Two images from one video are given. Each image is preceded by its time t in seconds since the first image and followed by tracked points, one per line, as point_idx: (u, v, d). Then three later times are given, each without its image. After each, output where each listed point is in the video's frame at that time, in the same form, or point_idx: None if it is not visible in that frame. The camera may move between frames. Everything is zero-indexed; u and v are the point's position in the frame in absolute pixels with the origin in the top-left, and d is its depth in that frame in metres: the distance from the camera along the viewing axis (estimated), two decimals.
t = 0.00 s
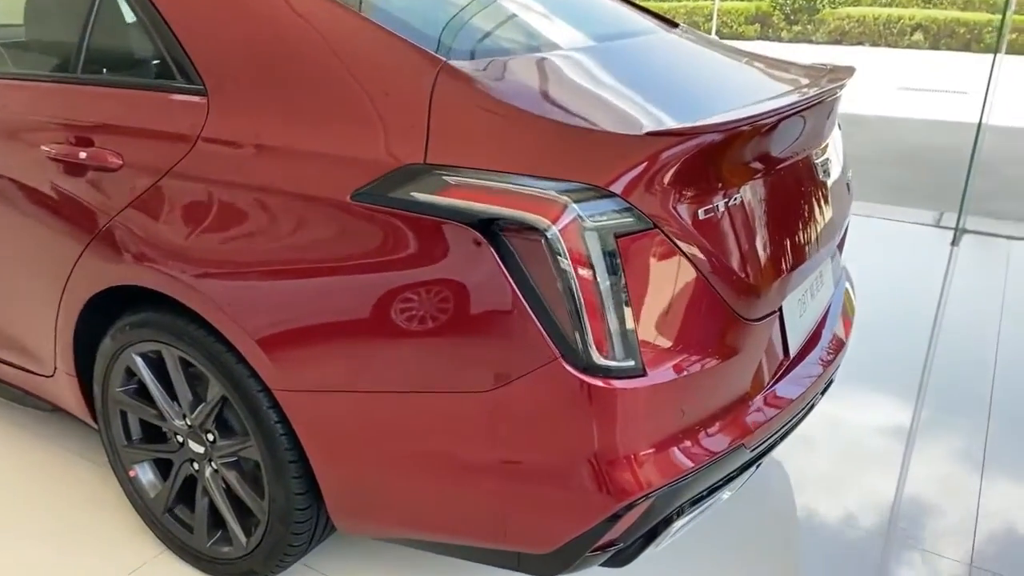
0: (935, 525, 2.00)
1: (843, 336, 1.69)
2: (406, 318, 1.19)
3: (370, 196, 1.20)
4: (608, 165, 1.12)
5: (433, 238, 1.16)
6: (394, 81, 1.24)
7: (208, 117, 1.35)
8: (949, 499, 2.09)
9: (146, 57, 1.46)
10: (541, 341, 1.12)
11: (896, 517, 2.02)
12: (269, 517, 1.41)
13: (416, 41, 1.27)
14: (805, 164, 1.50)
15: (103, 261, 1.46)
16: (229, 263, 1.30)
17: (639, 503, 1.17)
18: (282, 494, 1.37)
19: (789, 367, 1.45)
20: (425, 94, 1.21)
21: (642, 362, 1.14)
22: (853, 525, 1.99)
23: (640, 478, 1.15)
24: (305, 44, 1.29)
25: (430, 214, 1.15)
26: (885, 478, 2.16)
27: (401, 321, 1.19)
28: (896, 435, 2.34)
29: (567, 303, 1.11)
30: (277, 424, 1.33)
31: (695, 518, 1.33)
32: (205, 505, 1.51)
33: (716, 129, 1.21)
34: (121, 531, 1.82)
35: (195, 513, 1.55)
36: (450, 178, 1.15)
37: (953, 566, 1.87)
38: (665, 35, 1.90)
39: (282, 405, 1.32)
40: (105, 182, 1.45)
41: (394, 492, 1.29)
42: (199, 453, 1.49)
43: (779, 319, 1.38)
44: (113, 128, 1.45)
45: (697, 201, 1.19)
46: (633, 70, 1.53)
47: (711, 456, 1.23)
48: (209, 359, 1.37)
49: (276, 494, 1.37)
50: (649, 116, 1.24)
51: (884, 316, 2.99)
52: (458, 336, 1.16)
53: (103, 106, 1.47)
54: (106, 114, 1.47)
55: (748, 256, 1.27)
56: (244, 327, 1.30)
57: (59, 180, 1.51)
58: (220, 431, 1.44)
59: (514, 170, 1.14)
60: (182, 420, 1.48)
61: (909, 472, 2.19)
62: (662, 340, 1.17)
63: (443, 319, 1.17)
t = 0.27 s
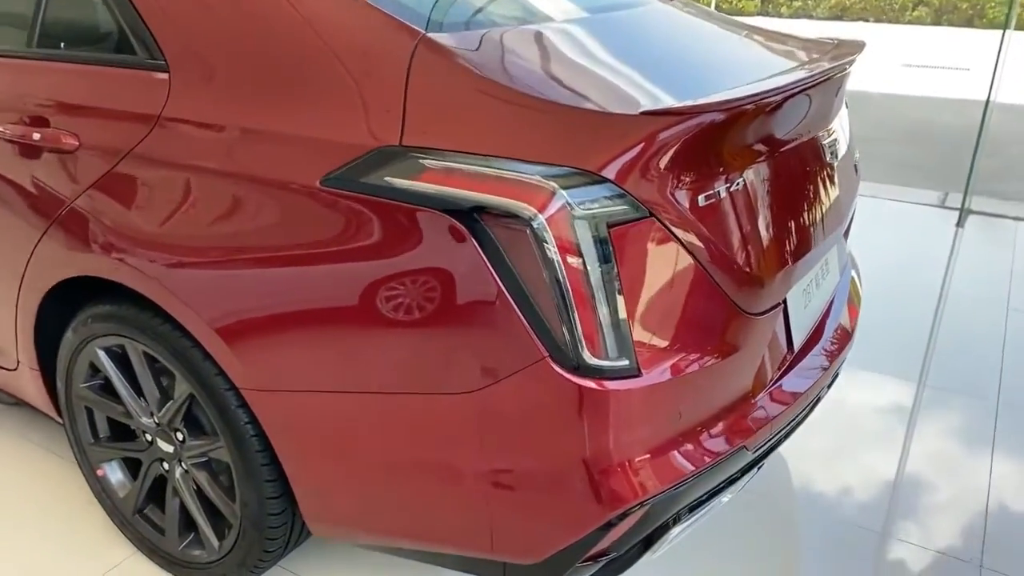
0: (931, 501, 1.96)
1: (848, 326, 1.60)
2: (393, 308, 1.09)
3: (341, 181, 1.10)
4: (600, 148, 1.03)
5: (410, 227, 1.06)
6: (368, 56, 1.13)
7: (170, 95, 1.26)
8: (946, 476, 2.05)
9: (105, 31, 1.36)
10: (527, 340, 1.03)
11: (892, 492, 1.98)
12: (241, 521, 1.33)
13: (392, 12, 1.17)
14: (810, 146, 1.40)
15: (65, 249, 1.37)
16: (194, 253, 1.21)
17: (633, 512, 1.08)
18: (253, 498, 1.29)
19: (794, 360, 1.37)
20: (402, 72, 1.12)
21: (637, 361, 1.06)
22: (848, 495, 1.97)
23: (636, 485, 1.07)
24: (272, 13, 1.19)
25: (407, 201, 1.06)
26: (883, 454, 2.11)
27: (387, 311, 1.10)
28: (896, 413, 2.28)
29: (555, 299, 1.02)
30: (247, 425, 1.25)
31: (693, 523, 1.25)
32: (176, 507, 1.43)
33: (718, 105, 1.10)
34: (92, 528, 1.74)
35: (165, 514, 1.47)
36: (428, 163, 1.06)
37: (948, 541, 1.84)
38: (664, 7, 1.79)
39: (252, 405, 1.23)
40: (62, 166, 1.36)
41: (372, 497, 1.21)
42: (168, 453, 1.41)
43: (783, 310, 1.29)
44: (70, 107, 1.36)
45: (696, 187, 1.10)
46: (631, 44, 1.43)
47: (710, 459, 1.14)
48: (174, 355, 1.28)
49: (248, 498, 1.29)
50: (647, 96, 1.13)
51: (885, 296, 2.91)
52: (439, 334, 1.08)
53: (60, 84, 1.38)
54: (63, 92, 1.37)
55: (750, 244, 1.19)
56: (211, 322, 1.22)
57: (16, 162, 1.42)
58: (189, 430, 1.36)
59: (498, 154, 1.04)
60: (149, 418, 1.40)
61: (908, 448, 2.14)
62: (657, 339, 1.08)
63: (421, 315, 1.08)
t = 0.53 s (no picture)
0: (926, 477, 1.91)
1: (869, 321, 1.48)
2: (383, 302, 0.97)
3: (311, 171, 0.98)
4: (601, 135, 0.91)
5: (388, 223, 0.95)
6: (343, 33, 1.01)
7: (127, 74, 1.14)
8: (942, 454, 1.99)
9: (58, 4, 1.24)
10: (520, 350, 0.92)
11: (891, 473, 1.92)
12: (212, 538, 1.23)
13: None
14: (829, 131, 1.29)
15: (22, 243, 1.26)
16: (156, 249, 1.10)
17: (638, 538, 0.97)
18: (223, 514, 1.19)
19: (811, 363, 1.26)
20: (380, 50, 1.00)
21: (642, 374, 0.95)
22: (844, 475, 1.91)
23: (642, 510, 0.96)
24: None
25: (385, 195, 0.94)
26: (881, 433, 2.05)
27: (379, 308, 0.98)
28: (891, 392, 2.21)
29: (552, 305, 0.91)
30: (215, 437, 1.14)
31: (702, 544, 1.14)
32: (143, 521, 1.33)
33: (735, 85, 0.98)
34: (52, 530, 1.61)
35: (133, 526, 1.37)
36: (409, 151, 0.94)
37: (943, 518, 1.80)
38: None
39: (219, 417, 1.12)
40: (14, 152, 1.24)
41: (350, 516, 1.11)
42: (134, 463, 1.30)
43: (801, 311, 1.19)
44: (22, 88, 1.24)
45: (708, 177, 0.99)
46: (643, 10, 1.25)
47: (722, 477, 1.04)
48: (135, 360, 1.18)
49: (217, 514, 1.19)
50: (652, 72, 0.99)
51: (893, 277, 2.81)
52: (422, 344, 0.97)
53: (12, 63, 1.26)
54: (15, 72, 1.26)
55: (765, 239, 1.08)
56: (174, 325, 1.11)
57: None
58: (154, 440, 1.25)
59: (486, 141, 0.92)
60: (113, 425, 1.29)
61: (903, 426, 2.08)
62: (664, 350, 0.97)
63: (402, 320, 0.97)
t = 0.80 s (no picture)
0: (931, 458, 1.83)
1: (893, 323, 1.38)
2: (374, 306, 0.87)
3: (283, 170, 0.89)
4: (608, 130, 0.81)
5: (369, 230, 0.85)
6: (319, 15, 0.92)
7: (91, 63, 1.05)
8: (944, 434, 1.91)
9: None
10: (516, 372, 0.83)
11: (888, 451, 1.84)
12: (184, 562, 1.14)
13: None
14: (855, 124, 1.18)
15: None
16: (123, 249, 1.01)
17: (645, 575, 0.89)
18: (196, 538, 1.10)
19: (835, 372, 1.18)
20: (359, 33, 0.90)
21: (651, 397, 0.85)
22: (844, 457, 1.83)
23: (650, 546, 0.87)
24: None
25: (366, 198, 0.84)
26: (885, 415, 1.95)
27: (367, 315, 0.87)
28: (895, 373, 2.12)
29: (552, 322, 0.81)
30: (184, 457, 1.05)
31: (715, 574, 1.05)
32: (115, 541, 1.24)
33: (759, 73, 0.87)
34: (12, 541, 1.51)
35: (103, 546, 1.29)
36: (392, 147, 0.84)
37: (945, 500, 1.72)
38: None
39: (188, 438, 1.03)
40: None
41: (329, 542, 1.02)
42: (103, 480, 1.21)
43: (824, 321, 1.10)
44: None
45: (725, 174, 0.89)
46: None
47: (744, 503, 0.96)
48: (100, 375, 1.09)
49: (189, 538, 1.10)
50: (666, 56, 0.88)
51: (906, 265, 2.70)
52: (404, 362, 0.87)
53: None
54: None
55: (782, 229, 0.97)
56: (137, 334, 1.02)
57: None
58: (123, 457, 1.15)
59: (475, 136, 0.83)
60: (81, 440, 1.19)
61: (909, 407, 1.99)
62: (674, 373, 0.87)
63: (384, 336, 0.87)
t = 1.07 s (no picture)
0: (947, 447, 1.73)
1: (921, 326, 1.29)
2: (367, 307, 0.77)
3: (251, 163, 0.80)
4: (611, 121, 0.72)
5: (345, 232, 0.76)
6: None
7: (59, 45, 0.98)
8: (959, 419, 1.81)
9: None
10: (507, 390, 0.74)
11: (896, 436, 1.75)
12: None
13: None
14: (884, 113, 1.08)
15: None
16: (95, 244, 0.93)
17: None
18: (168, 556, 1.02)
19: (862, 378, 1.09)
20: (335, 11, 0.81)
21: (658, 419, 0.76)
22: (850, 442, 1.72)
23: None
24: None
25: (340, 195, 0.75)
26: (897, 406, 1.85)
27: (359, 315, 0.78)
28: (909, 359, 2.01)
29: (547, 335, 0.72)
30: (151, 471, 0.97)
31: None
32: (87, 552, 1.16)
33: (782, 57, 0.77)
34: None
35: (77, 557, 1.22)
36: (369, 139, 0.75)
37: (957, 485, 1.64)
38: None
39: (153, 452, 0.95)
40: None
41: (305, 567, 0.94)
42: (74, 490, 1.14)
43: (849, 330, 1.01)
44: None
45: (741, 167, 0.80)
46: None
47: (763, 527, 0.88)
48: (66, 379, 1.02)
49: (160, 556, 1.03)
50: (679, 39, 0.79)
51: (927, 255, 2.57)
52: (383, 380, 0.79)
53: None
54: None
55: (803, 217, 0.88)
56: (104, 338, 0.95)
57: None
58: (90, 466, 1.08)
59: (461, 127, 0.74)
60: (47, 445, 1.12)
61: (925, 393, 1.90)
62: (685, 396, 0.78)
63: (360, 349, 0.79)
